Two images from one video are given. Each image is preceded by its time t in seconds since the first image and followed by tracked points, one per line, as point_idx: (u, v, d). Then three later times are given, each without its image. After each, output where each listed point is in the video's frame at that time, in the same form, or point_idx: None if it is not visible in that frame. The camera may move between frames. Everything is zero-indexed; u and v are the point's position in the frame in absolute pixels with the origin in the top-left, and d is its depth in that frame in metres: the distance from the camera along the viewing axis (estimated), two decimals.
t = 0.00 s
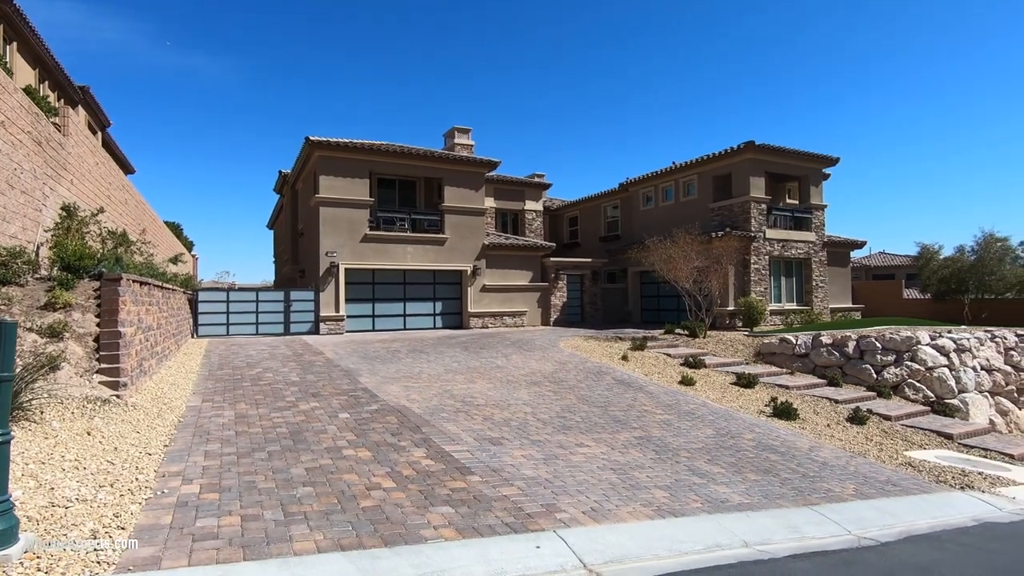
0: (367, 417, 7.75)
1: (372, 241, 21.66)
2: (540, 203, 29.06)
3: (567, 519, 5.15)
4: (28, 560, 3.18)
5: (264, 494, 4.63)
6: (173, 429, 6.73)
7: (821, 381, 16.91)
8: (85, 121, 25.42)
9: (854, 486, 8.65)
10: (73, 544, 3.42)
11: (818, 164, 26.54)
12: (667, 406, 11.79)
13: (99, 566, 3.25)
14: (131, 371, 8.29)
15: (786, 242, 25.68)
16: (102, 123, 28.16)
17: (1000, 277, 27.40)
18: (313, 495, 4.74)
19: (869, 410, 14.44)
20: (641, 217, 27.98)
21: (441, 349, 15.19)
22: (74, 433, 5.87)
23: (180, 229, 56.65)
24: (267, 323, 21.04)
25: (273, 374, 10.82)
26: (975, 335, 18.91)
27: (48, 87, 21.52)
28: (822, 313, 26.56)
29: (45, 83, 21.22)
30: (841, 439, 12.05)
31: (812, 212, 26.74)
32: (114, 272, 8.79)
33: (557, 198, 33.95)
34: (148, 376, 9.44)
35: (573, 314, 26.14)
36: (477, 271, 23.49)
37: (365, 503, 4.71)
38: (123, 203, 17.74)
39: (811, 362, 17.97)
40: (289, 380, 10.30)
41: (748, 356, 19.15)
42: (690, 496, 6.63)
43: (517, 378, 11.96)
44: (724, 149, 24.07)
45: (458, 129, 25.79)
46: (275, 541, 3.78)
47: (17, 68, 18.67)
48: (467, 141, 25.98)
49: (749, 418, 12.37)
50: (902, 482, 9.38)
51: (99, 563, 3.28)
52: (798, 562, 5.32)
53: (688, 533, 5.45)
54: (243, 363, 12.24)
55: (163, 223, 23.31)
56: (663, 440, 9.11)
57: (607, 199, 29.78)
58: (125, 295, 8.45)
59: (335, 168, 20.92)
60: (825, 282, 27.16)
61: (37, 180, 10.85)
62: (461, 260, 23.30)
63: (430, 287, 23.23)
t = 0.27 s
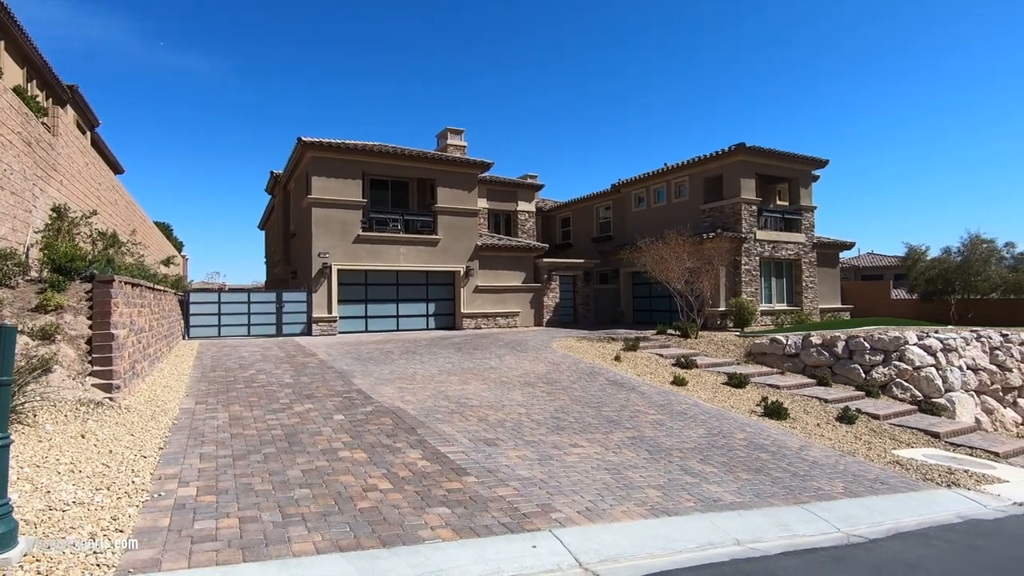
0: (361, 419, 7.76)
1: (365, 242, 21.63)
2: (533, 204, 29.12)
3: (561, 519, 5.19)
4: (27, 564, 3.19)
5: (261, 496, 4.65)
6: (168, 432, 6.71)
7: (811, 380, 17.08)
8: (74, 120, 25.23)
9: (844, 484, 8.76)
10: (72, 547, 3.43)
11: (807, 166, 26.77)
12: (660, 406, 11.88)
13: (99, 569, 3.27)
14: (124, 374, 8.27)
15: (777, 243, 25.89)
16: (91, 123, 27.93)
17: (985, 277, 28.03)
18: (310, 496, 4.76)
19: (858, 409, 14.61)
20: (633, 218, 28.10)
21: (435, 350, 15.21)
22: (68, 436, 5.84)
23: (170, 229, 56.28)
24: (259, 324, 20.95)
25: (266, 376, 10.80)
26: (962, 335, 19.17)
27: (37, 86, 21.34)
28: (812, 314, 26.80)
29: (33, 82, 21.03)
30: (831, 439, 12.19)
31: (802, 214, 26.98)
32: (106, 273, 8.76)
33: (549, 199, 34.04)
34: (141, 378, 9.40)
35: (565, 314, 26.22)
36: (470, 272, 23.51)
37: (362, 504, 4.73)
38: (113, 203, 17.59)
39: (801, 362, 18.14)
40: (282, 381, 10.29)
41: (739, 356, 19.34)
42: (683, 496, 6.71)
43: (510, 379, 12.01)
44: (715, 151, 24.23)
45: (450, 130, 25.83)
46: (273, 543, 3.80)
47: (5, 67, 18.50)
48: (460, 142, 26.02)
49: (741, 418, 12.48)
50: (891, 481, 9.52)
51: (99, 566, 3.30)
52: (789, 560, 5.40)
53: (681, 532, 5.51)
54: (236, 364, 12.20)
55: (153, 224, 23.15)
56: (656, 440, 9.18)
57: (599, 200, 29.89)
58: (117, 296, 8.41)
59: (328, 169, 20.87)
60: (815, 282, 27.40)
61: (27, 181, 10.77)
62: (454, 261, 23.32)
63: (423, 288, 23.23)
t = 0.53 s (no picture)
0: (358, 419, 7.74)
1: (360, 242, 21.58)
2: (527, 204, 29.14)
3: (560, 518, 5.20)
4: (27, 566, 3.18)
5: (260, 498, 4.63)
6: (163, 434, 6.67)
7: (805, 380, 17.18)
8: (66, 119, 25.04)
9: (838, 483, 8.82)
10: (72, 550, 3.41)
11: (801, 166, 26.90)
12: (655, 406, 11.91)
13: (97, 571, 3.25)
14: (118, 375, 8.21)
15: (770, 244, 26.01)
16: (82, 121, 27.73)
17: (975, 277, 27.79)
18: (308, 497, 4.75)
19: (851, 408, 14.70)
20: (628, 219, 28.17)
21: (430, 350, 15.19)
22: (63, 438, 5.80)
23: (162, 228, 55.89)
24: (253, 324, 20.86)
25: (261, 377, 10.76)
26: (952, 334, 19.33)
27: (27, 84, 21.16)
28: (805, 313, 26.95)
29: (24, 80, 20.87)
30: (824, 438, 12.26)
31: (795, 214, 27.12)
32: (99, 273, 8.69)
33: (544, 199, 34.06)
34: (135, 379, 9.35)
35: (560, 314, 26.26)
36: (464, 272, 23.49)
37: (361, 506, 4.72)
38: (105, 203, 17.46)
39: (794, 362, 18.25)
40: (278, 382, 10.25)
41: (733, 355, 19.44)
42: (680, 495, 6.73)
43: (506, 379, 12.01)
44: (709, 151, 24.31)
45: (445, 130, 25.80)
46: (273, 545, 3.79)
47: None
48: (454, 142, 26.00)
49: (735, 418, 12.53)
50: (884, 479, 9.58)
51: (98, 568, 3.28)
52: (786, 558, 5.42)
53: (678, 531, 5.53)
54: (230, 365, 12.15)
55: (145, 223, 23.00)
56: (652, 439, 9.21)
57: (593, 200, 29.94)
58: (110, 297, 8.35)
59: (322, 168, 20.80)
60: (808, 282, 27.55)
61: (18, 181, 10.67)
62: (449, 261, 23.30)
63: (418, 288, 23.20)
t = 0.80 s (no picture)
0: (357, 420, 7.69)
1: (357, 242, 21.51)
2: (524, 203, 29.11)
3: (563, 520, 5.17)
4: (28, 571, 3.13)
5: (261, 500, 4.58)
6: (161, 435, 6.61)
7: (802, 380, 17.21)
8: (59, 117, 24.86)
9: (837, 483, 8.82)
10: (73, 554, 3.36)
11: (797, 167, 26.96)
12: (654, 406, 11.90)
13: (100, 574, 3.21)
14: (114, 376, 8.14)
15: (766, 244, 26.07)
16: (75, 119, 27.53)
17: (969, 277, 27.84)
18: (310, 499, 4.70)
19: (848, 408, 14.73)
20: (624, 218, 28.18)
21: (428, 350, 15.14)
22: (60, 439, 5.73)
23: (156, 228, 55.62)
24: (249, 324, 20.76)
25: (259, 377, 10.69)
26: (947, 334, 19.43)
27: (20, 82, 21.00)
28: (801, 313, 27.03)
29: (16, 78, 20.70)
30: (822, 437, 12.28)
31: (791, 214, 27.19)
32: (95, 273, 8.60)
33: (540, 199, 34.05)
34: (131, 380, 9.26)
35: (557, 314, 26.24)
36: (461, 272, 23.45)
37: (364, 507, 4.68)
38: (99, 202, 17.31)
39: (791, 361, 18.29)
40: (275, 382, 10.18)
41: (730, 355, 19.46)
42: (682, 495, 6.71)
43: (505, 379, 11.97)
44: (706, 151, 24.33)
45: (442, 129, 25.76)
46: (277, 548, 3.75)
47: None
48: (451, 142, 25.94)
49: (733, 417, 12.54)
50: (882, 479, 9.60)
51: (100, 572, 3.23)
52: (789, 559, 5.40)
53: (681, 532, 5.50)
54: (227, 365, 12.07)
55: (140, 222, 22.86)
56: (652, 440, 9.20)
57: (590, 200, 29.95)
58: (106, 297, 8.27)
59: (318, 167, 20.72)
60: (803, 282, 27.63)
61: (12, 180, 10.57)
62: (446, 260, 23.25)
63: (415, 288, 23.15)
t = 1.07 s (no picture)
0: (359, 420, 7.64)
1: (354, 241, 21.43)
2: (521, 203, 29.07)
3: (569, 520, 5.14)
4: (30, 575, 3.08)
5: (264, 501, 4.53)
6: (161, 435, 6.55)
7: (800, 379, 17.23)
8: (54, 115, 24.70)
9: (838, 482, 8.81)
10: (77, 557, 3.31)
11: (794, 166, 26.99)
12: (654, 406, 11.88)
13: None
14: (112, 376, 8.06)
15: (763, 243, 26.10)
16: (70, 118, 27.37)
17: (965, 277, 28.06)
18: (314, 500, 4.66)
19: (847, 407, 14.73)
20: (622, 218, 28.18)
21: (426, 350, 15.08)
22: (58, 440, 5.67)
23: (151, 226, 55.34)
24: (246, 324, 20.66)
25: (258, 377, 10.61)
26: (944, 333, 19.49)
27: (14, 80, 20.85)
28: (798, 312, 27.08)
29: (11, 75, 20.55)
30: (822, 436, 12.29)
31: (788, 214, 27.23)
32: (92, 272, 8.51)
33: (538, 198, 34.02)
34: (129, 380, 9.18)
35: (555, 313, 26.23)
36: (459, 271, 23.40)
37: (367, 508, 4.63)
38: (94, 201, 17.19)
39: (789, 361, 18.32)
40: (274, 382, 10.11)
41: (728, 355, 19.48)
42: (685, 495, 6.69)
43: (505, 379, 11.93)
44: (704, 151, 24.33)
45: (439, 128, 25.70)
46: (282, 550, 3.70)
47: None
48: (449, 141, 25.88)
49: (733, 417, 12.54)
50: (883, 478, 9.60)
51: None
52: (794, 559, 5.38)
53: (686, 532, 5.48)
54: (224, 365, 11.98)
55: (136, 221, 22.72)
56: (653, 439, 9.17)
57: (588, 199, 29.92)
58: (104, 296, 8.19)
59: (316, 166, 20.62)
60: (800, 282, 27.69)
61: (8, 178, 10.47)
62: (444, 260, 23.19)
63: (413, 287, 23.09)
